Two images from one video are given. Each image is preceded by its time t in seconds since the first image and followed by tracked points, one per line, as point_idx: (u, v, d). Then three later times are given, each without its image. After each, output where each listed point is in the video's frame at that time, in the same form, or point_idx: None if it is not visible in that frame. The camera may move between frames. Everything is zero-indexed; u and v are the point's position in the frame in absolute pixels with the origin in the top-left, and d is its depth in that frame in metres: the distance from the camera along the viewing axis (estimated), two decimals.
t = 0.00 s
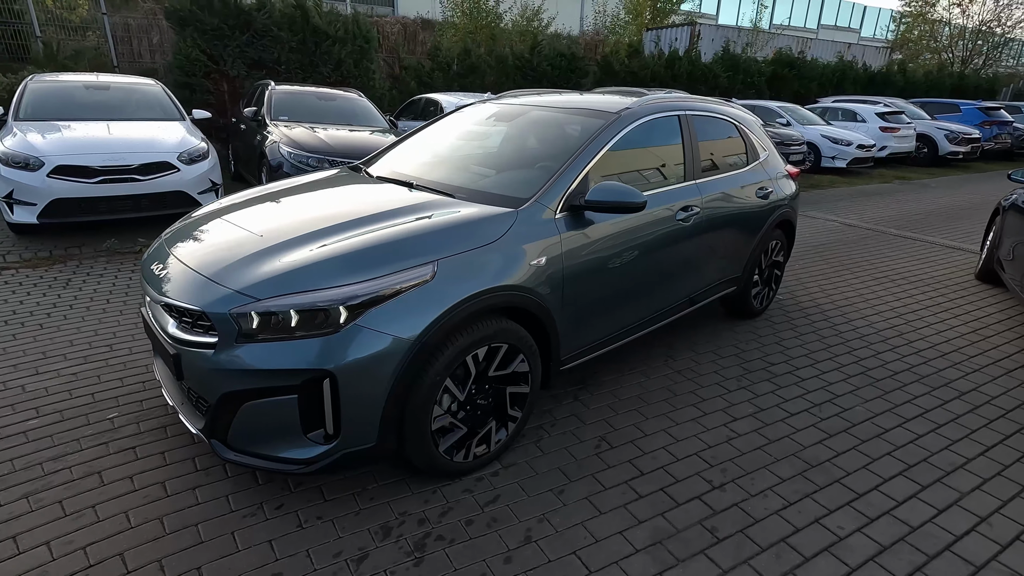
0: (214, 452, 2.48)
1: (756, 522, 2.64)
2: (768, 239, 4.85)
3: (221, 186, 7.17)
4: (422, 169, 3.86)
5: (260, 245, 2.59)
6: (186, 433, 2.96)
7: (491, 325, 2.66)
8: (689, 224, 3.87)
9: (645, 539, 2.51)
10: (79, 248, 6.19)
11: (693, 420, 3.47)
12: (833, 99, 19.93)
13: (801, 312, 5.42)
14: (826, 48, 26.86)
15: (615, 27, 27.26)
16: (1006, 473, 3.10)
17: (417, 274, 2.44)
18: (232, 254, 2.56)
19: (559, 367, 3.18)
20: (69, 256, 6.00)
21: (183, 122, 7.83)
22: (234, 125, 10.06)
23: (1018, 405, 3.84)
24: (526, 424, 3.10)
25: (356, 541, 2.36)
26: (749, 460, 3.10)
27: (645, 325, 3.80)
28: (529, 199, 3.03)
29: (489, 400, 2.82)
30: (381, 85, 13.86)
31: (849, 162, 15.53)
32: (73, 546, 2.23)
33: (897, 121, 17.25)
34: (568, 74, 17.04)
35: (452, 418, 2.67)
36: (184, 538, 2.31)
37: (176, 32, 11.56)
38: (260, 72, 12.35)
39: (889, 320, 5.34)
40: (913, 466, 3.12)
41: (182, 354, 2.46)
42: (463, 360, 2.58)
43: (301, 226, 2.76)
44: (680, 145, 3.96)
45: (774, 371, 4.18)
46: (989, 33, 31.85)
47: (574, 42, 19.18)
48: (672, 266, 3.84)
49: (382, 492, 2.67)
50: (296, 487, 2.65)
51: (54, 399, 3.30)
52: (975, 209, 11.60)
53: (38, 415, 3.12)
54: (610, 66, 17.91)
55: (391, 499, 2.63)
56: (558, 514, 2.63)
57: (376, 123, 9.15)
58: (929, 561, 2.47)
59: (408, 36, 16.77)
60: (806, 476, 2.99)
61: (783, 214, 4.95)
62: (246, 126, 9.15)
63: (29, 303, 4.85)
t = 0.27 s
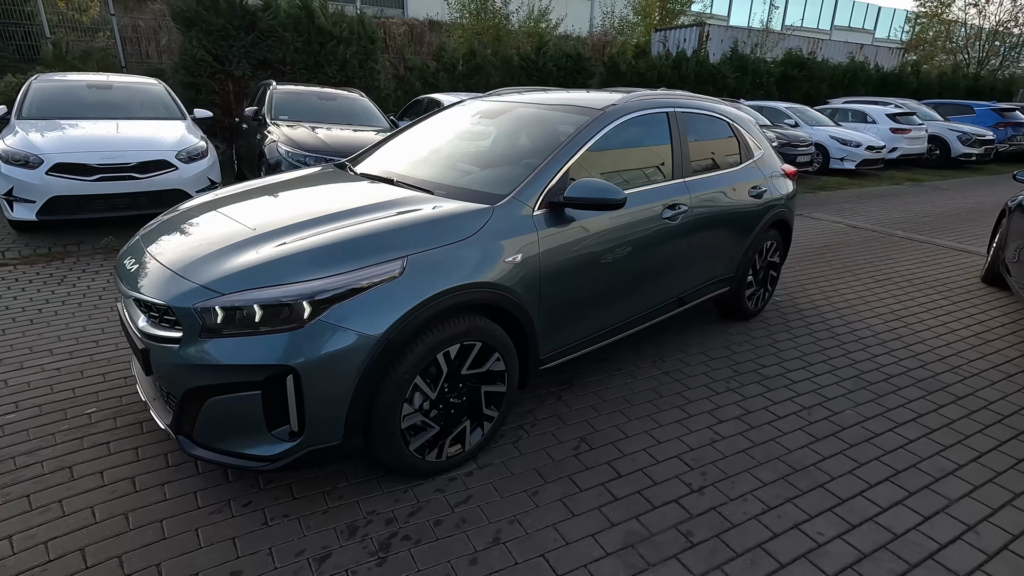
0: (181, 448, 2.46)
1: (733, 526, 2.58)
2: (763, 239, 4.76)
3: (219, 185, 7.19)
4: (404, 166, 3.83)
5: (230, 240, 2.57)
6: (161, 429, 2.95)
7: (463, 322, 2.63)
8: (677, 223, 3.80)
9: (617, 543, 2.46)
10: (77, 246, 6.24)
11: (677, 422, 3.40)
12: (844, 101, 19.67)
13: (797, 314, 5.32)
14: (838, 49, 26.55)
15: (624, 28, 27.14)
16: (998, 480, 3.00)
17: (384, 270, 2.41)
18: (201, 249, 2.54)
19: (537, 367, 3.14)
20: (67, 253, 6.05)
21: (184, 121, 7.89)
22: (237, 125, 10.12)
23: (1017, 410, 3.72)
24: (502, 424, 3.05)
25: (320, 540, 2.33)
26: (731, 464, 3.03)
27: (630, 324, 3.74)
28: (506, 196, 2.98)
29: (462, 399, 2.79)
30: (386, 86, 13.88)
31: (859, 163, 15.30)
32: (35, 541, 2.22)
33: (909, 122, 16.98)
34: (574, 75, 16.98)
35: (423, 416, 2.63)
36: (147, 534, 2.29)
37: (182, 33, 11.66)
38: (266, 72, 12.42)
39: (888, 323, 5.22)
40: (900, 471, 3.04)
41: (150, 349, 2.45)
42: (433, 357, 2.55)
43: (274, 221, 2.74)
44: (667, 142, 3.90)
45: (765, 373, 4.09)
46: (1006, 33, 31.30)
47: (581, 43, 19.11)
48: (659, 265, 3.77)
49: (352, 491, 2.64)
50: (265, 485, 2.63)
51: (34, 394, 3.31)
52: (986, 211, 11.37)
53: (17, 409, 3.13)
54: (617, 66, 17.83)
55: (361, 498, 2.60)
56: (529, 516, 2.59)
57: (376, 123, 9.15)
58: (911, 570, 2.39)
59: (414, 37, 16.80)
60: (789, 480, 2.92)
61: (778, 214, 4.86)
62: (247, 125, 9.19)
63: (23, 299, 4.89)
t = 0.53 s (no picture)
0: (154, 443, 2.49)
1: (707, 537, 2.52)
2: (762, 245, 4.67)
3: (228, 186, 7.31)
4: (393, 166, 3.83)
5: (208, 238, 2.60)
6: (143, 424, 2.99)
7: (437, 323, 2.62)
8: (667, 228, 3.74)
9: (586, 550, 2.42)
10: (88, 243, 6.39)
11: (662, 430, 3.34)
12: (866, 106, 19.29)
13: (799, 322, 5.20)
14: (861, 54, 26.08)
15: (643, 33, 27.02)
16: (993, 498, 2.89)
17: (357, 270, 2.41)
18: (180, 247, 2.58)
19: (518, 370, 3.11)
20: (77, 250, 6.20)
21: (196, 123, 8.05)
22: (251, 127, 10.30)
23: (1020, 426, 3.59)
24: (480, 427, 3.03)
25: (286, 539, 2.34)
26: (713, 473, 2.97)
27: (617, 329, 3.69)
28: (487, 197, 2.97)
29: (437, 401, 2.77)
30: (400, 90, 14.01)
31: (879, 170, 14.98)
32: (7, 530, 2.26)
33: (932, 129, 16.59)
34: (589, 79, 16.96)
35: (395, 417, 2.62)
36: (116, 527, 2.31)
37: (201, 37, 11.92)
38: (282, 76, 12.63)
39: (894, 333, 5.08)
40: (890, 486, 2.94)
41: (126, 344, 2.48)
42: (405, 358, 2.54)
43: (254, 220, 2.76)
44: (659, 146, 3.85)
45: (758, 382, 4.01)
46: None
47: (597, 48, 19.08)
48: (649, 270, 3.72)
49: (324, 490, 2.64)
50: (238, 482, 2.64)
51: (27, 386, 3.38)
52: (1010, 221, 11.03)
53: (8, 402, 3.21)
54: (632, 71, 17.76)
55: (331, 497, 2.60)
56: (500, 520, 2.56)
57: (386, 126, 9.23)
58: None
59: (430, 42, 16.94)
60: (771, 492, 2.85)
61: (779, 219, 4.77)
62: (260, 127, 9.34)
63: (30, 293, 5.02)
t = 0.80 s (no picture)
0: (137, 437, 2.54)
1: (683, 546, 2.49)
2: (762, 250, 4.61)
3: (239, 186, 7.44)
4: (387, 168, 3.87)
5: (194, 238, 2.65)
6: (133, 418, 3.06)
7: (415, 324, 2.64)
8: (659, 232, 3.71)
9: (558, 555, 2.41)
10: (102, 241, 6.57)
11: (648, 436, 3.31)
12: (889, 110, 18.87)
13: (801, 329, 5.11)
14: (886, 57, 25.54)
15: (661, 36, 26.83)
16: (986, 515, 2.80)
17: (333, 270, 2.44)
18: (166, 246, 2.64)
19: (501, 373, 3.11)
20: (91, 248, 6.37)
21: (210, 124, 8.21)
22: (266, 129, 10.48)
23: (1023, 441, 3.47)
24: (462, 429, 3.03)
25: (259, 534, 2.37)
26: (696, 481, 2.93)
27: (608, 333, 3.67)
28: (471, 200, 2.97)
29: (417, 402, 2.79)
30: (414, 92, 14.13)
31: (900, 175, 14.64)
32: None
33: (957, 134, 16.17)
34: (604, 82, 16.90)
35: (373, 417, 2.64)
36: (95, 518, 2.37)
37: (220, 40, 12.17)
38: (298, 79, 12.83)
39: (900, 342, 4.96)
40: (878, 499, 2.87)
41: (111, 340, 2.55)
42: (383, 359, 2.56)
43: (240, 221, 2.81)
44: (652, 149, 3.82)
45: (753, 390, 3.94)
46: None
47: (613, 51, 19.01)
48: (640, 274, 3.69)
49: (302, 488, 2.67)
50: (220, 477, 2.69)
51: (29, 379, 3.49)
52: None
53: (9, 394, 3.31)
54: (648, 74, 17.65)
55: (309, 495, 2.63)
56: (474, 523, 2.56)
57: (396, 128, 9.32)
58: None
59: (446, 45, 17.05)
60: (753, 501, 2.80)
61: (780, 224, 4.69)
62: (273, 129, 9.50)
63: (42, 289, 5.18)
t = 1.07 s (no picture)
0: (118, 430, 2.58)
1: (656, 545, 2.48)
2: (755, 251, 4.58)
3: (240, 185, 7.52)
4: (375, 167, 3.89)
5: (176, 234, 2.69)
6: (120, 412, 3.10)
7: (393, 321, 2.66)
8: (646, 231, 3.70)
9: (529, 552, 2.41)
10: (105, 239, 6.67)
11: (630, 435, 3.30)
12: (900, 111, 18.66)
13: (795, 330, 5.08)
14: (898, 58, 25.27)
15: (670, 37, 26.76)
16: (969, 518, 2.76)
17: (308, 266, 2.46)
18: (149, 242, 2.68)
19: (482, 370, 3.12)
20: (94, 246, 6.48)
21: (213, 124, 8.30)
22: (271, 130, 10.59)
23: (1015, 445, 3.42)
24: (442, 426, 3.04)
25: (234, 527, 2.40)
26: (675, 480, 2.92)
27: (593, 332, 3.66)
28: (452, 198, 2.98)
29: (396, 398, 2.81)
30: (419, 93, 14.21)
31: (908, 177, 14.49)
32: None
33: (968, 135, 15.96)
34: (610, 83, 16.89)
35: (351, 413, 2.66)
36: (74, 508, 2.41)
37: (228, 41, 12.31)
38: (305, 79, 12.94)
39: (896, 344, 4.90)
40: (859, 501, 2.84)
41: (94, 333, 2.59)
42: (360, 355, 2.59)
43: (224, 217, 2.85)
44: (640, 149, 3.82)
45: (741, 390, 3.92)
46: None
47: (620, 52, 18.99)
48: (626, 274, 3.68)
49: (281, 482, 2.70)
50: (200, 470, 2.72)
51: (22, 373, 3.56)
52: None
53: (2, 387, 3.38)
54: (654, 75, 17.62)
55: (287, 489, 2.66)
56: (448, 519, 2.57)
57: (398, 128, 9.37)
58: None
59: (452, 46, 17.12)
60: (732, 501, 2.78)
61: (773, 224, 4.66)
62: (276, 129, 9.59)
63: (44, 285, 5.27)
